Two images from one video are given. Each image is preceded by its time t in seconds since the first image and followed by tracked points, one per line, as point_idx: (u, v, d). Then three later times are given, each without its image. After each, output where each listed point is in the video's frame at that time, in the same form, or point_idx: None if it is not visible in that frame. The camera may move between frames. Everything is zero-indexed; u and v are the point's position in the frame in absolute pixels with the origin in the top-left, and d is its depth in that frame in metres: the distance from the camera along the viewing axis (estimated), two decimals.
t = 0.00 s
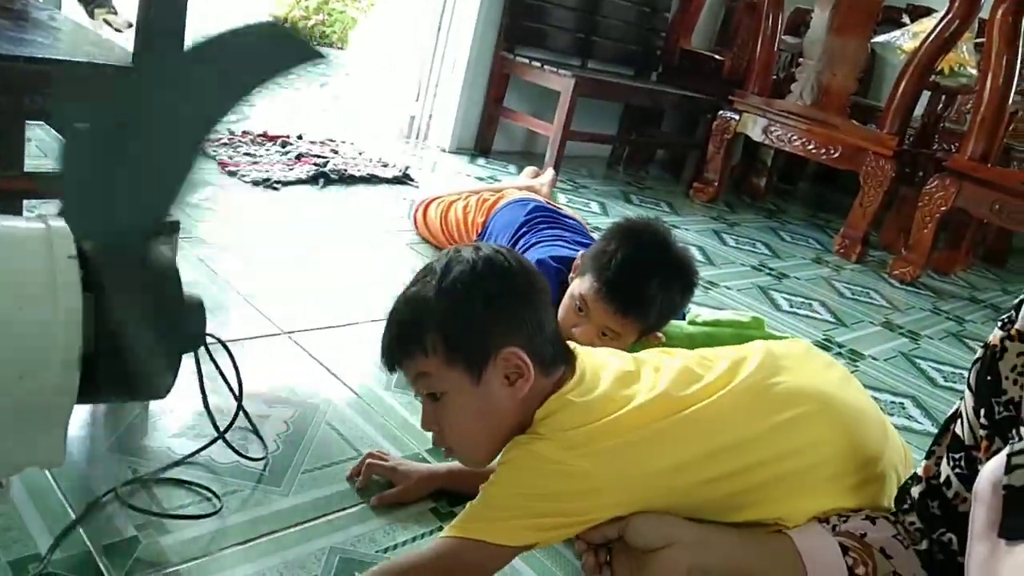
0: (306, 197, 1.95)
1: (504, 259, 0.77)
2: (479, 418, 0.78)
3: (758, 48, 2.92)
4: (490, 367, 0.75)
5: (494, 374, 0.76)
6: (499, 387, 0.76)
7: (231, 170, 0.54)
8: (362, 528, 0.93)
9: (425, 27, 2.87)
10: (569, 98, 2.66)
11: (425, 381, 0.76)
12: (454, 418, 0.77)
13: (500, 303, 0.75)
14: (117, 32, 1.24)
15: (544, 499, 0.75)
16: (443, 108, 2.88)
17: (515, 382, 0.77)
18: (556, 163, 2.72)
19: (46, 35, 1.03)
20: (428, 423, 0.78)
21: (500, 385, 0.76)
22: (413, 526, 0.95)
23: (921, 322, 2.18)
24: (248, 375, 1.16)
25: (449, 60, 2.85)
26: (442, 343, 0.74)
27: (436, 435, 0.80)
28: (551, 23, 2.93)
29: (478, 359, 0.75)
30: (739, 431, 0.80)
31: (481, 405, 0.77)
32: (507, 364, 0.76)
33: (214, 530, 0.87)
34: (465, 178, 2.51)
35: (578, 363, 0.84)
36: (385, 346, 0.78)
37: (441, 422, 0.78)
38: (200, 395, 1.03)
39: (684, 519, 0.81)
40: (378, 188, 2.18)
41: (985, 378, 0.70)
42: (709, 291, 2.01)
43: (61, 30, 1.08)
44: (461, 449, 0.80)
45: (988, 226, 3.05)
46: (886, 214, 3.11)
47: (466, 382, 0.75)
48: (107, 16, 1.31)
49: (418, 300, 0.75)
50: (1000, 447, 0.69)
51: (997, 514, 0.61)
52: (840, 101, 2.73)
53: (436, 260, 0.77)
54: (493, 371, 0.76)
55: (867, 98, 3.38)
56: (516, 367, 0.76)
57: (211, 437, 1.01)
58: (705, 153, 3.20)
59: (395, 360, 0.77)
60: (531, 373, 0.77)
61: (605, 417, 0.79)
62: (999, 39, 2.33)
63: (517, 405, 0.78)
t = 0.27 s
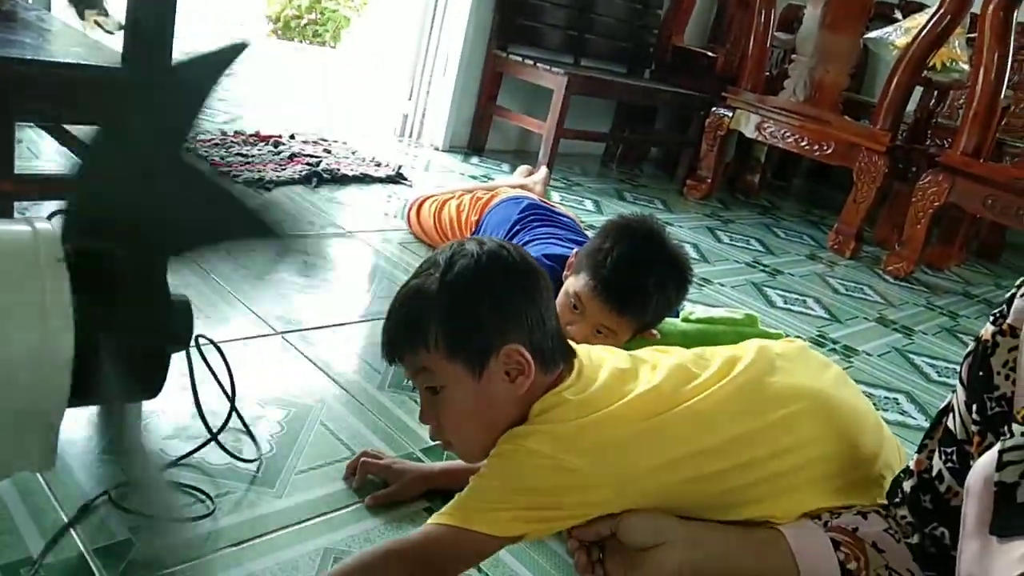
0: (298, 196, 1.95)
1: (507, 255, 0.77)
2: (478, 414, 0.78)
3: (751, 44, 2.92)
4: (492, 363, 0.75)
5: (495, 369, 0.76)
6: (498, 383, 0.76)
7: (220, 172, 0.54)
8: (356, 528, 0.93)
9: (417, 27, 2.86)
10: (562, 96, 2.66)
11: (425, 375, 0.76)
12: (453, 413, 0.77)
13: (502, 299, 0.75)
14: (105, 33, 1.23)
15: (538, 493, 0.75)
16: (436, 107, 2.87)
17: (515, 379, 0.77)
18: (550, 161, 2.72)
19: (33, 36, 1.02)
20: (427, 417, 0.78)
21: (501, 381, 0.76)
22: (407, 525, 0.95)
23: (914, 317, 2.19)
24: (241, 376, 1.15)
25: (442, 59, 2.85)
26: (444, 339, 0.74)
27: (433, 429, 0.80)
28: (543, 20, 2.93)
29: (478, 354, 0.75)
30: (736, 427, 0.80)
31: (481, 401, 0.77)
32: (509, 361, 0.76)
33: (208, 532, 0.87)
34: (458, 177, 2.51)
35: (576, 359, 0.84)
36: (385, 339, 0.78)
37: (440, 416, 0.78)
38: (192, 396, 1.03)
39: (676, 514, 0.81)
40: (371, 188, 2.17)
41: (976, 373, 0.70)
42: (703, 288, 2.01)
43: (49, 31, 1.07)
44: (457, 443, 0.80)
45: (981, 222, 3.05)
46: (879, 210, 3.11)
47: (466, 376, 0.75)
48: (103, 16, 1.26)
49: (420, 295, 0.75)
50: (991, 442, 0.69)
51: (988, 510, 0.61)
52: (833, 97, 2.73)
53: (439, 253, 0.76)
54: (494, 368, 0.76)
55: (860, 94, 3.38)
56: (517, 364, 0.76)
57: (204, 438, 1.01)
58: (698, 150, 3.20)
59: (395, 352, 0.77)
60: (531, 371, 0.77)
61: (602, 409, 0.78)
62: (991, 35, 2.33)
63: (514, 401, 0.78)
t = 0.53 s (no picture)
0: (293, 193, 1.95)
1: (502, 251, 0.77)
2: (475, 411, 0.77)
3: (747, 39, 2.91)
4: (488, 359, 0.75)
5: (490, 365, 0.75)
6: (494, 379, 0.76)
7: (213, 167, 0.53)
8: (353, 525, 0.92)
9: (412, 23, 2.86)
10: (558, 92, 2.65)
11: (421, 372, 0.75)
12: (449, 410, 0.77)
13: (497, 295, 0.75)
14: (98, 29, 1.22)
15: (535, 490, 0.74)
16: (432, 102, 2.86)
17: (511, 375, 0.76)
18: (546, 156, 2.72)
19: (25, 33, 1.02)
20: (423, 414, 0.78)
21: (497, 377, 0.76)
22: (405, 522, 0.95)
23: (911, 311, 2.19)
24: (237, 374, 1.15)
25: (437, 55, 2.84)
26: (439, 335, 0.74)
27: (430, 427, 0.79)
28: (538, 16, 2.93)
29: (474, 350, 0.74)
30: (733, 423, 0.80)
31: (477, 397, 0.77)
32: (504, 357, 0.75)
33: (203, 530, 0.86)
34: (454, 173, 2.50)
35: (572, 355, 0.84)
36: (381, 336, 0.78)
37: (436, 413, 0.77)
38: (189, 394, 1.02)
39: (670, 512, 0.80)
40: (366, 184, 2.17)
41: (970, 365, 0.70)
42: (699, 283, 2.01)
43: (41, 28, 1.06)
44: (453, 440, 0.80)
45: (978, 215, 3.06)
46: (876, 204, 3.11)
47: (462, 373, 0.75)
48: (97, 13, 1.25)
49: (415, 292, 0.75)
50: (985, 434, 0.69)
51: (980, 503, 0.61)
52: (829, 91, 2.73)
53: (433, 249, 0.76)
54: (490, 364, 0.75)
55: (856, 88, 3.38)
56: (513, 360, 0.76)
57: (200, 436, 1.01)
58: (695, 145, 3.20)
59: (391, 349, 0.77)
60: (527, 367, 0.76)
61: (598, 406, 0.78)
62: (987, 29, 2.33)
63: (510, 397, 0.78)
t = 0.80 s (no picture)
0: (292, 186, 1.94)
1: (500, 245, 0.77)
2: (478, 408, 0.77)
3: (746, 27, 2.90)
4: (489, 354, 0.75)
5: (491, 361, 0.75)
6: (495, 375, 0.76)
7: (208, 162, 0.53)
8: (353, 518, 0.92)
9: (410, 14, 2.85)
10: (556, 82, 2.64)
11: (421, 369, 0.76)
12: (451, 408, 0.77)
13: (496, 290, 0.75)
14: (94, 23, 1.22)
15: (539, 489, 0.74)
16: (430, 94, 2.85)
17: (512, 370, 0.76)
18: (545, 147, 2.71)
19: (20, 28, 1.01)
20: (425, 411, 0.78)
21: (498, 373, 0.76)
22: (406, 514, 0.95)
23: (911, 300, 2.19)
24: (236, 368, 1.15)
25: (435, 46, 2.83)
26: (440, 332, 0.74)
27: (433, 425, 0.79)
28: (536, 5, 2.92)
29: (474, 346, 0.74)
30: (734, 417, 0.80)
31: (480, 393, 0.77)
32: (505, 353, 0.75)
33: (204, 524, 0.86)
34: (453, 165, 2.50)
35: (572, 350, 0.84)
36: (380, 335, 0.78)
37: (438, 410, 0.77)
38: (188, 389, 1.02)
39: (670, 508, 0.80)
40: (365, 176, 2.17)
41: (966, 351, 0.69)
42: (699, 273, 2.01)
43: (36, 22, 1.06)
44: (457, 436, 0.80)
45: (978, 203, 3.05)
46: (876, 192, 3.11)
47: (462, 369, 0.75)
48: (93, 6, 1.25)
49: (413, 290, 0.75)
50: (981, 423, 0.68)
51: (977, 493, 0.61)
52: (828, 79, 2.72)
53: (433, 244, 0.76)
54: (490, 360, 0.75)
55: (856, 76, 3.37)
56: (513, 355, 0.76)
57: (200, 431, 1.01)
58: (694, 134, 3.19)
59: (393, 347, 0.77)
60: (528, 362, 0.76)
61: (601, 402, 0.77)
62: (987, 16, 2.31)
63: (511, 393, 0.77)
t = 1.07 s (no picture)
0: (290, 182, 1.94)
1: (526, 207, 0.77)
2: (493, 360, 0.77)
3: (743, 19, 2.89)
4: (507, 310, 0.75)
5: (509, 317, 0.75)
6: (512, 331, 0.76)
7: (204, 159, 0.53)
8: (354, 513, 0.92)
9: (406, 8, 2.84)
10: (554, 75, 2.64)
11: (440, 317, 0.76)
12: (466, 361, 0.77)
13: (521, 247, 0.75)
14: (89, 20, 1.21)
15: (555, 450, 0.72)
16: (428, 88, 2.85)
17: (529, 326, 0.76)
18: (543, 141, 2.70)
19: (15, 26, 1.01)
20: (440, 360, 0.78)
21: (515, 330, 0.76)
22: (406, 509, 0.95)
23: (910, 291, 2.18)
24: (235, 364, 1.15)
25: (432, 41, 2.82)
26: (462, 284, 0.74)
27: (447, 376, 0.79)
28: None
29: (494, 301, 0.74)
30: (748, 393, 0.80)
31: (495, 346, 0.77)
32: (523, 310, 0.75)
33: (203, 522, 0.86)
34: (451, 159, 2.49)
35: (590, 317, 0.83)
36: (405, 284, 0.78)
37: (453, 359, 0.78)
38: (187, 386, 1.02)
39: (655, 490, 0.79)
40: (363, 171, 2.16)
41: (962, 342, 0.69)
42: (698, 266, 2.01)
43: (31, 19, 1.05)
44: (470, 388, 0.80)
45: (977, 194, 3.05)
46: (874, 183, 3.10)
47: (481, 323, 0.75)
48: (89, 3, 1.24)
49: (440, 242, 0.75)
50: (978, 414, 0.68)
51: (973, 485, 0.61)
52: (826, 71, 2.71)
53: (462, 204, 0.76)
54: (508, 316, 0.75)
55: (854, 67, 3.37)
56: (532, 311, 0.76)
57: (199, 428, 1.01)
58: (692, 127, 3.19)
59: (413, 294, 0.77)
60: (545, 319, 0.76)
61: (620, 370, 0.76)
62: (985, 6, 2.31)
63: (527, 352, 0.77)
